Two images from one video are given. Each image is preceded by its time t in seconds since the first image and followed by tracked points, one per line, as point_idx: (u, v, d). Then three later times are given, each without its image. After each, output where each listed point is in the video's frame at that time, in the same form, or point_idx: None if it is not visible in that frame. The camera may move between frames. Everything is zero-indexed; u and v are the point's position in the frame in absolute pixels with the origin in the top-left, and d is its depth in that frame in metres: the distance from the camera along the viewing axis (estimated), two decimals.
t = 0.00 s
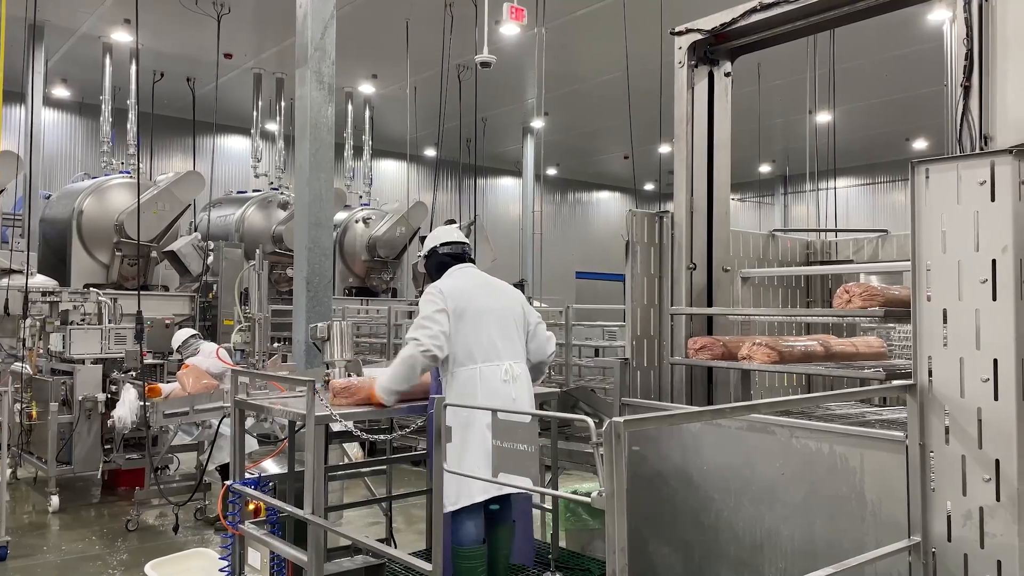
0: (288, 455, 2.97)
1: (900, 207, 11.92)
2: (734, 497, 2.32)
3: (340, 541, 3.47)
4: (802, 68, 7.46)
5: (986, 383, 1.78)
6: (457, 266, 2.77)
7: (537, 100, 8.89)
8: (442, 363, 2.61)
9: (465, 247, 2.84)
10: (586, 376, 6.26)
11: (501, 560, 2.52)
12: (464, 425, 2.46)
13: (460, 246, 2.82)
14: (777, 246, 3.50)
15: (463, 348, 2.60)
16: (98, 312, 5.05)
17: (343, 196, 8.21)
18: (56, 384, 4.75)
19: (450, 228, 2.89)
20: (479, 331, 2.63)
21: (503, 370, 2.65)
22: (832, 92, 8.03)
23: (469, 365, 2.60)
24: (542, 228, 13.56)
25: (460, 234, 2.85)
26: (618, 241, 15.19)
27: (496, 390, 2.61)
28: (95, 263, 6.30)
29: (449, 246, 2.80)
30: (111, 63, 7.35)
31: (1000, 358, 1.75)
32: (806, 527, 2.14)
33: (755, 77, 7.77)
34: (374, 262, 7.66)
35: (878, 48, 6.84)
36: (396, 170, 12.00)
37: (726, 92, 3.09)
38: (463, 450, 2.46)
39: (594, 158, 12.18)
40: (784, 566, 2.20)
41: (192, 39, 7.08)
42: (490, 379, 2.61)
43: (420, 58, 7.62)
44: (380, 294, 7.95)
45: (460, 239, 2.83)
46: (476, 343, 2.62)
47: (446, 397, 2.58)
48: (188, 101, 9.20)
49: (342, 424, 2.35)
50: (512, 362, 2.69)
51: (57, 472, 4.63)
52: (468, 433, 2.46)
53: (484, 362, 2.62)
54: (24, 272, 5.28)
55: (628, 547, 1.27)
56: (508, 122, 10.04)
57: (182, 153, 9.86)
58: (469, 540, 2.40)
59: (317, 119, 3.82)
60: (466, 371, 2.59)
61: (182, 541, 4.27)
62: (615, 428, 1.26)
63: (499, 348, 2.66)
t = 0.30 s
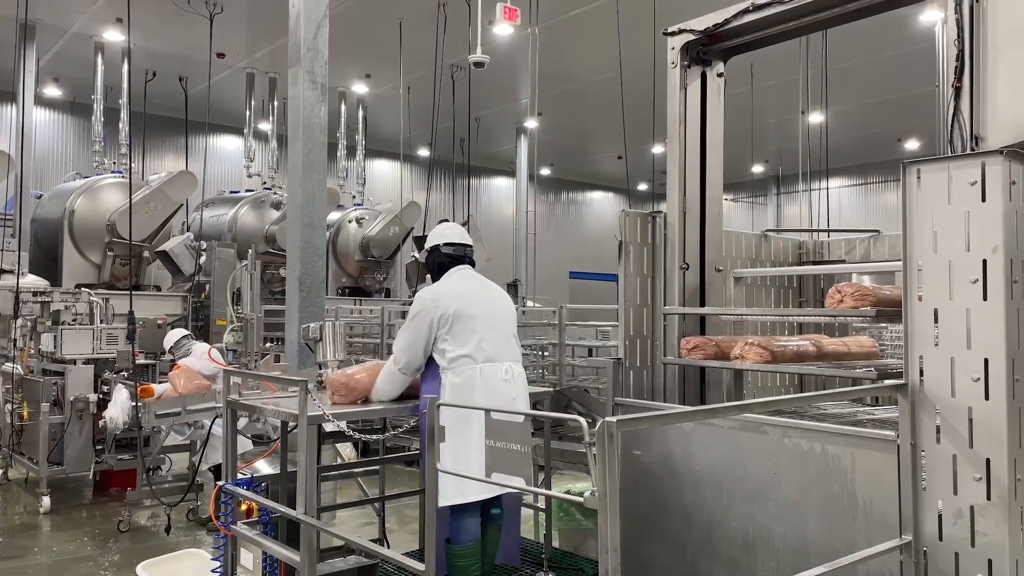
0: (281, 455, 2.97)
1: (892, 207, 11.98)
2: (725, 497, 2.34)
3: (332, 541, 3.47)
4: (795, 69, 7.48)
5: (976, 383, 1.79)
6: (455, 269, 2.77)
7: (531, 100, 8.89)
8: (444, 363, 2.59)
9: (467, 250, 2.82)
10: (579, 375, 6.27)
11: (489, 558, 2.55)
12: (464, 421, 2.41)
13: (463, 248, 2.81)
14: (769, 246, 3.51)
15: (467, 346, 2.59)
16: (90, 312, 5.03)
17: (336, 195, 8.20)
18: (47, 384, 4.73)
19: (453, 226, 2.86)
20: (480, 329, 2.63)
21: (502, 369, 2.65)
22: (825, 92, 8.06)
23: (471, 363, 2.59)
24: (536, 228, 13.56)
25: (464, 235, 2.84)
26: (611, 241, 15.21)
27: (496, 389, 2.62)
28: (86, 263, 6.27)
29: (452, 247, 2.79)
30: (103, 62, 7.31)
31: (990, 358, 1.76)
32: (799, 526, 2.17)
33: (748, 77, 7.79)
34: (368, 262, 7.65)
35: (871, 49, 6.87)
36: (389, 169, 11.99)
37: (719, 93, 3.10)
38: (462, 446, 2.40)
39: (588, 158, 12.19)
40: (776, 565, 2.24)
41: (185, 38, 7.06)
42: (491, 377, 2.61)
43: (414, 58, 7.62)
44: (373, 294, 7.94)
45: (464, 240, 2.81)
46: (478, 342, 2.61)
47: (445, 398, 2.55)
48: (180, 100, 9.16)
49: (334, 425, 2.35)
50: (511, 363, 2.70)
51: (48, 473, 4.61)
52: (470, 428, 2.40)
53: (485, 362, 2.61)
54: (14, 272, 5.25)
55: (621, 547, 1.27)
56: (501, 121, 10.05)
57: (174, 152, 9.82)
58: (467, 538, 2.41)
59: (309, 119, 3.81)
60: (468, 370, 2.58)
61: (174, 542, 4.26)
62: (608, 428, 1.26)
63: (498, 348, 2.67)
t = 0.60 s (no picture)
0: (269, 456, 2.97)
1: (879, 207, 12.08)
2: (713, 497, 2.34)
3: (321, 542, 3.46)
4: (782, 69, 7.53)
5: (961, 383, 1.80)
6: (456, 268, 2.76)
7: (520, 100, 8.90)
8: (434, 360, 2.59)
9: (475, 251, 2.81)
10: (568, 375, 6.28)
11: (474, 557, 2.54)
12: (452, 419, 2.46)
13: (470, 248, 2.80)
14: (756, 246, 3.53)
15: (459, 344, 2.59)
16: (76, 312, 4.97)
17: (325, 195, 8.17)
18: (32, 385, 4.70)
19: (461, 221, 2.83)
20: (474, 328, 2.63)
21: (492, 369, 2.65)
22: (812, 93, 8.11)
23: (462, 362, 2.59)
24: (525, 228, 13.57)
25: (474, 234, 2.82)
26: (600, 241, 15.24)
27: (485, 390, 2.62)
28: (72, 262, 6.22)
29: (459, 246, 2.78)
30: (89, 60, 7.26)
31: (974, 357, 1.77)
32: (787, 526, 2.19)
33: (736, 78, 7.82)
34: (356, 262, 7.63)
35: (857, 50, 6.92)
36: (378, 169, 11.96)
37: (706, 93, 3.12)
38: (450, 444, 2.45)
39: (576, 158, 12.21)
40: (763, 565, 2.27)
41: (171, 37, 7.02)
42: (480, 377, 2.61)
43: (403, 58, 7.61)
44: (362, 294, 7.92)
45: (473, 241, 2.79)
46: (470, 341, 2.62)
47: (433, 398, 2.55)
48: (167, 99, 9.10)
49: (322, 425, 2.34)
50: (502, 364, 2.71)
51: (34, 474, 4.57)
52: (458, 427, 2.46)
53: (476, 362, 2.61)
54: None
55: (607, 546, 1.28)
56: (490, 121, 10.05)
57: (162, 152, 9.76)
58: (448, 533, 2.40)
59: (297, 118, 3.81)
60: (458, 368, 2.58)
61: (160, 544, 4.23)
62: (596, 428, 1.27)
63: (490, 349, 2.67)
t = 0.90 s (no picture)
0: (252, 457, 2.95)
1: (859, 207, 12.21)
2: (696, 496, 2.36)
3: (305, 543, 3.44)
4: (764, 71, 7.60)
5: (940, 381, 1.83)
6: (436, 266, 2.74)
7: (504, 100, 8.90)
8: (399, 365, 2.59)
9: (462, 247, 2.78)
10: (552, 375, 6.29)
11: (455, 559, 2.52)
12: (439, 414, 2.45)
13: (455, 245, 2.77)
14: (739, 246, 3.56)
15: (423, 350, 2.58)
16: (55, 312, 4.90)
17: (308, 195, 8.12)
18: (11, 386, 4.64)
19: (447, 216, 2.79)
20: (443, 333, 2.62)
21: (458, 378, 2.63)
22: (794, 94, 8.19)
23: (425, 370, 2.58)
24: (509, 228, 13.58)
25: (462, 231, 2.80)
26: (584, 241, 15.28)
27: (447, 399, 2.59)
28: (51, 263, 6.12)
29: (440, 244, 2.76)
30: (68, 58, 7.16)
31: (953, 356, 1.80)
32: (770, 524, 2.21)
33: (719, 79, 7.88)
34: (339, 262, 7.59)
35: (838, 51, 6.99)
36: (362, 168, 11.91)
37: (690, 94, 3.14)
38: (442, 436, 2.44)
39: (561, 158, 12.24)
40: (745, 563, 2.29)
41: (152, 35, 6.94)
42: (442, 387, 2.59)
43: (387, 57, 7.58)
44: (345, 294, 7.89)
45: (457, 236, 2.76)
46: (438, 347, 2.61)
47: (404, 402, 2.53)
48: (148, 98, 9.01)
49: (305, 425, 2.34)
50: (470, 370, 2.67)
51: (12, 476, 4.51)
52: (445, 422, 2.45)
53: (440, 370, 2.59)
54: None
55: (591, 544, 1.28)
56: (475, 121, 10.04)
57: (143, 150, 9.66)
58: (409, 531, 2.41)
59: (280, 117, 3.79)
60: (420, 376, 2.57)
61: (141, 546, 4.18)
62: (579, 428, 1.27)
63: (458, 357, 2.64)
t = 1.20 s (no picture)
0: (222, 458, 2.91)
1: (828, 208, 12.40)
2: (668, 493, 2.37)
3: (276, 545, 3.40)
4: (736, 74, 7.67)
5: (905, 379, 1.85)
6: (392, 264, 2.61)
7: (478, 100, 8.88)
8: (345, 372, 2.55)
9: (417, 241, 2.61)
10: (525, 374, 6.29)
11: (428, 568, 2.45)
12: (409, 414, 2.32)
13: (410, 239, 2.60)
14: (710, 246, 3.58)
15: (357, 355, 2.49)
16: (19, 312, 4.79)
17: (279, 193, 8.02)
18: None
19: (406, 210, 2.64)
20: (380, 337, 2.48)
21: (394, 385, 2.47)
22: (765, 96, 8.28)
23: (361, 377, 2.48)
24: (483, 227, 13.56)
25: (419, 224, 2.61)
26: (558, 241, 15.31)
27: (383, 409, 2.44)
28: (16, 262, 5.86)
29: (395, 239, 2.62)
30: (33, 53, 6.99)
31: (919, 355, 1.83)
32: (740, 521, 2.23)
33: (692, 81, 7.95)
34: (311, 261, 7.51)
35: (807, 55, 7.09)
36: (335, 167, 11.81)
37: (662, 95, 3.14)
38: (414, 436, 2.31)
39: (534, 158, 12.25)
40: (716, 559, 2.30)
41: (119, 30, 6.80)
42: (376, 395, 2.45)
43: (360, 55, 7.52)
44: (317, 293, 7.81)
45: (409, 230, 2.60)
46: (374, 351, 2.48)
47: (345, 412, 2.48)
48: (116, 94, 8.83)
49: (276, 426, 2.31)
50: (408, 377, 2.47)
51: None
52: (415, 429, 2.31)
53: (375, 377, 2.47)
54: None
55: (565, 544, 1.28)
56: (449, 120, 10.01)
57: (110, 147, 9.46)
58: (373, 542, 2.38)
59: (252, 114, 3.78)
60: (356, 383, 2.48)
61: (109, 549, 4.10)
62: (552, 427, 1.27)
63: (394, 363, 2.47)
